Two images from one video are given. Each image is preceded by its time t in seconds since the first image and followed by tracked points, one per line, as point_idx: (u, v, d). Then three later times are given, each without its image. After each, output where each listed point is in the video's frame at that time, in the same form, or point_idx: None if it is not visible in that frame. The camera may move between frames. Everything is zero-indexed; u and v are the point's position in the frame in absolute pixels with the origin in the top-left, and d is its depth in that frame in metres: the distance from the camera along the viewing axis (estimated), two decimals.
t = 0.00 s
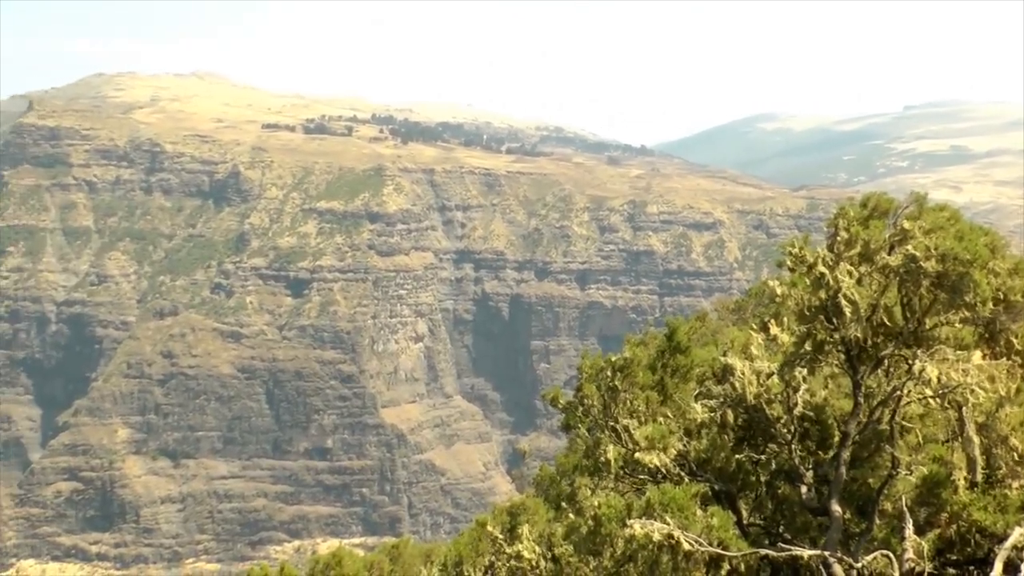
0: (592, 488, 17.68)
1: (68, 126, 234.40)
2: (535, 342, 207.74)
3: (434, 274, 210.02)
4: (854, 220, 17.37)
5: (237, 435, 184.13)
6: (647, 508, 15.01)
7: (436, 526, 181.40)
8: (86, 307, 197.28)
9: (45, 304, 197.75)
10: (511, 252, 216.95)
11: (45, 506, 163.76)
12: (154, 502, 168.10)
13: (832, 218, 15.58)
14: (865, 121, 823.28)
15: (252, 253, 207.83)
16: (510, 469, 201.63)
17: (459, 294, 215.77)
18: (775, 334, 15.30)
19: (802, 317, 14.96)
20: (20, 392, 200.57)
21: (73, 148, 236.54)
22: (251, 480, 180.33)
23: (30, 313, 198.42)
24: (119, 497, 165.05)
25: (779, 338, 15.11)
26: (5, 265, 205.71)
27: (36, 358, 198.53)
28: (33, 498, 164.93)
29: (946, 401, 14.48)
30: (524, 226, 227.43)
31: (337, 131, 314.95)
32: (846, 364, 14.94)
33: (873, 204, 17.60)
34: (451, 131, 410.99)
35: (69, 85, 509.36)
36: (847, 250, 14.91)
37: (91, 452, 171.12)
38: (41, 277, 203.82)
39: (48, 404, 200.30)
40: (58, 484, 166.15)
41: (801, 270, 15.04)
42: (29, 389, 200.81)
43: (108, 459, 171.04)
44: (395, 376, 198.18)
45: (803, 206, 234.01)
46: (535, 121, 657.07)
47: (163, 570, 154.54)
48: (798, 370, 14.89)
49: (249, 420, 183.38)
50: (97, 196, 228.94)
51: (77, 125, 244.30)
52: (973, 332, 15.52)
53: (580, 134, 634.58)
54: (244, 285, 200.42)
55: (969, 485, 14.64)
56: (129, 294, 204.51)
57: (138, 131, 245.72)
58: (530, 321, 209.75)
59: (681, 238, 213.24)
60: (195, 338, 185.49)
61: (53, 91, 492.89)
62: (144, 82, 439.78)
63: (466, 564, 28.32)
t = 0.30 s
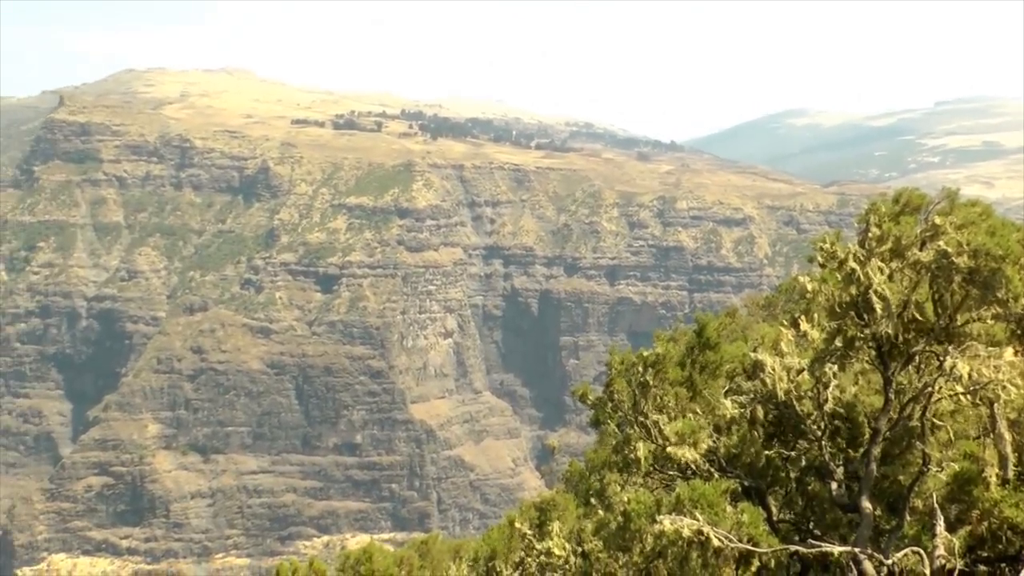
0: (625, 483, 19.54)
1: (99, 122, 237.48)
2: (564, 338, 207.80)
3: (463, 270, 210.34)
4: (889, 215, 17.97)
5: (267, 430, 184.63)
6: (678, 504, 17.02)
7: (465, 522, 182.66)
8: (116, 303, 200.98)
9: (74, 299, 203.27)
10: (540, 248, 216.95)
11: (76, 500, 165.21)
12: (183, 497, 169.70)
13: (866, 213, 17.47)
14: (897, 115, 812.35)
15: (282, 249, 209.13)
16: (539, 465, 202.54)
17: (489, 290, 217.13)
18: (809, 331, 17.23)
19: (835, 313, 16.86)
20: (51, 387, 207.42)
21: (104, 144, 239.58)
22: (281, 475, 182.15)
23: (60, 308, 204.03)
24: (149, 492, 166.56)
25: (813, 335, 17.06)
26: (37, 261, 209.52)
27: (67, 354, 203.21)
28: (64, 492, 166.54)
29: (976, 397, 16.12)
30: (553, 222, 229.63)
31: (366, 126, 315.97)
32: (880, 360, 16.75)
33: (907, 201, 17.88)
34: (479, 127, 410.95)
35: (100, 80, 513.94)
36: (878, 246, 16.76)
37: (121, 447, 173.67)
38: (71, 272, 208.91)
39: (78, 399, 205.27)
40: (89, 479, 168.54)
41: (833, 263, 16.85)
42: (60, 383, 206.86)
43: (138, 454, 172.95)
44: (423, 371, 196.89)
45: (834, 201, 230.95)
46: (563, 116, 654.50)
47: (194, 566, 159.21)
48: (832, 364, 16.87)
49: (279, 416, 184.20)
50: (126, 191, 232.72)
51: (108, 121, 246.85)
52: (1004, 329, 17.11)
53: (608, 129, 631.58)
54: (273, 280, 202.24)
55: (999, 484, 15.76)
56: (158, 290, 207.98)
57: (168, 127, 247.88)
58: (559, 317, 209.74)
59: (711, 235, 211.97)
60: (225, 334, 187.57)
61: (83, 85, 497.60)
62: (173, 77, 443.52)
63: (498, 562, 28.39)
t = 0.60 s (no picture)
0: (651, 479, 19.77)
1: (129, 116, 240.00)
2: (592, 333, 209.73)
3: (490, 264, 211.03)
4: (920, 207, 18.26)
5: (294, 424, 186.95)
6: (706, 500, 17.25)
7: (492, 517, 183.52)
8: (146, 297, 205.61)
9: (103, 293, 209.47)
10: (568, 242, 216.69)
11: (105, 493, 167.26)
12: (211, 491, 171.19)
13: (894, 211, 17.64)
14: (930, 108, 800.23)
15: (309, 243, 206.91)
16: (567, 461, 203.28)
17: (517, 285, 217.42)
18: (837, 327, 17.41)
19: (864, 310, 17.06)
20: (81, 380, 212.88)
21: (133, 138, 242.47)
22: (308, 469, 183.60)
23: (90, 303, 209.49)
24: (177, 486, 168.23)
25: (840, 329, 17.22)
26: (66, 255, 216.46)
27: (96, 348, 210.21)
28: (93, 486, 168.40)
29: (1006, 394, 16.23)
30: (582, 217, 227.46)
31: (394, 121, 316.72)
32: (910, 358, 16.85)
33: (939, 196, 18.33)
34: (508, 122, 411.02)
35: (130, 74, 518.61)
36: (909, 242, 16.83)
37: (150, 440, 176.48)
38: (102, 266, 214.92)
39: (107, 392, 210.50)
40: (118, 472, 171.21)
41: (861, 259, 17.08)
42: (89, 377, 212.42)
43: (166, 448, 175.77)
44: (451, 366, 199.55)
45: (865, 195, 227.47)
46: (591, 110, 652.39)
47: (223, 560, 160.84)
48: (859, 360, 17.05)
49: (306, 410, 186.00)
50: (156, 185, 234.09)
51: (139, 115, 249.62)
52: None
53: (636, 123, 628.75)
54: (302, 275, 201.41)
55: None
56: (187, 284, 211.97)
57: (197, 121, 249.46)
58: (587, 312, 211.13)
59: (740, 229, 209.92)
60: (253, 328, 189.05)
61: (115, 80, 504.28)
62: (203, 72, 447.90)
63: (527, 559, 28.24)
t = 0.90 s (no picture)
0: (678, 473, 19.98)
1: (158, 110, 242.32)
2: (620, 327, 209.29)
3: (518, 258, 210.01)
4: (952, 202, 18.35)
5: (322, 417, 188.39)
6: (733, 495, 17.41)
7: (518, 511, 184.00)
8: (174, 290, 209.25)
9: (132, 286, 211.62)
10: (596, 237, 217.16)
11: (133, 485, 169.33)
12: (238, 483, 173.14)
13: (925, 206, 17.78)
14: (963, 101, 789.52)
15: (337, 237, 209.96)
16: (594, 455, 203.25)
17: (544, 279, 216.79)
18: (867, 323, 17.50)
19: (894, 305, 17.13)
20: (109, 371, 216.91)
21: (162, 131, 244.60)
22: (335, 462, 184.87)
23: (119, 295, 212.90)
24: (204, 478, 169.95)
25: (870, 325, 17.32)
26: (95, 248, 219.54)
27: (124, 341, 212.82)
28: (122, 477, 171.40)
29: None
30: (609, 211, 226.96)
31: (422, 114, 317.20)
32: (940, 355, 16.94)
33: (971, 191, 18.36)
34: (535, 115, 410.31)
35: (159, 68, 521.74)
36: (940, 238, 16.95)
37: (177, 433, 178.15)
38: (130, 259, 216.08)
39: (135, 385, 214.31)
40: (146, 464, 173.97)
41: (891, 255, 17.22)
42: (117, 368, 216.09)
43: (193, 440, 177.52)
44: (478, 360, 200.17)
45: (895, 190, 225.01)
46: (618, 104, 649.45)
47: (249, 552, 162.27)
48: (889, 357, 17.18)
49: (334, 403, 187.72)
50: (185, 179, 238.48)
51: (168, 108, 251.50)
52: None
53: (664, 117, 624.98)
54: (329, 267, 202.13)
55: None
56: (215, 277, 213.58)
57: (225, 114, 250.73)
58: (615, 306, 210.38)
59: (769, 224, 208.30)
60: (281, 321, 191.55)
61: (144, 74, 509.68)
62: (232, 66, 451.66)
63: (553, 553, 28.32)
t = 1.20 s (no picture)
0: (710, 467, 20.24)
1: (191, 104, 244.74)
2: (650, 321, 209.34)
3: (548, 252, 210.65)
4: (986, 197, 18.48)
5: (351, 410, 188.99)
6: (764, 490, 17.69)
7: (548, 504, 184.79)
8: (206, 282, 214.08)
9: (164, 278, 216.83)
10: (626, 231, 216.43)
11: (165, 476, 172.35)
12: (268, 475, 174.24)
13: (959, 200, 17.94)
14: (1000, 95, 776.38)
15: (368, 230, 209.48)
16: (623, 449, 203.30)
17: (575, 272, 216.54)
18: (901, 318, 17.67)
19: (928, 300, 17.32)
20: (142, 362, 220.22)
21: (194, 124, 247.10)
22: (364, 455, 185.78)
23: (151, 287, 217.37)
24: (234, 470, 171.86)
25: (903, 320, 17.51)
26: (128, 241, 223.82)
27: (157, 332, 216.48)
28: (154, 468, 173.93)
29: None
30: (639, 205, 226.11)
31: (452, 108, 317.56)
32: (974, 350, 17.15)
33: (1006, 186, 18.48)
34: (566, 108, 409.38)
35: (192, 63, 527.26)
36: (974, 233, 17.16)
37: (209, 424, 181.93)
38: (161, 251, 221.25)
39: (167, 376, 218.81)
40: (177, 455, 176.05)
41: (925, 249, 17.39)
42: (150, 360, 219.81)
43: (224, 432, 180.64)
44: (508, 354, 200.48)
45: (929, 184, 221.76)
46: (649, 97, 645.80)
47: (279, 543, 163.29)
48: (922, 352, 17.38)
49: (363, 396, 188.60)
50: (216, 171, 240.34)
51: (201, 101, 254.13)
52: None
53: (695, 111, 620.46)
54: (360, 260, 202.70)
55: None
56: (246, 270, 217.15)
57: (257, 107, 252.22)
58: (645, 301, 210.55)
59: (800, 218, 206.50)
60: (311, 314, 193.29)
61: (177, 69, 515.76)
62: (264, 59, 454.92)
63: (583, 547, 28.68)
